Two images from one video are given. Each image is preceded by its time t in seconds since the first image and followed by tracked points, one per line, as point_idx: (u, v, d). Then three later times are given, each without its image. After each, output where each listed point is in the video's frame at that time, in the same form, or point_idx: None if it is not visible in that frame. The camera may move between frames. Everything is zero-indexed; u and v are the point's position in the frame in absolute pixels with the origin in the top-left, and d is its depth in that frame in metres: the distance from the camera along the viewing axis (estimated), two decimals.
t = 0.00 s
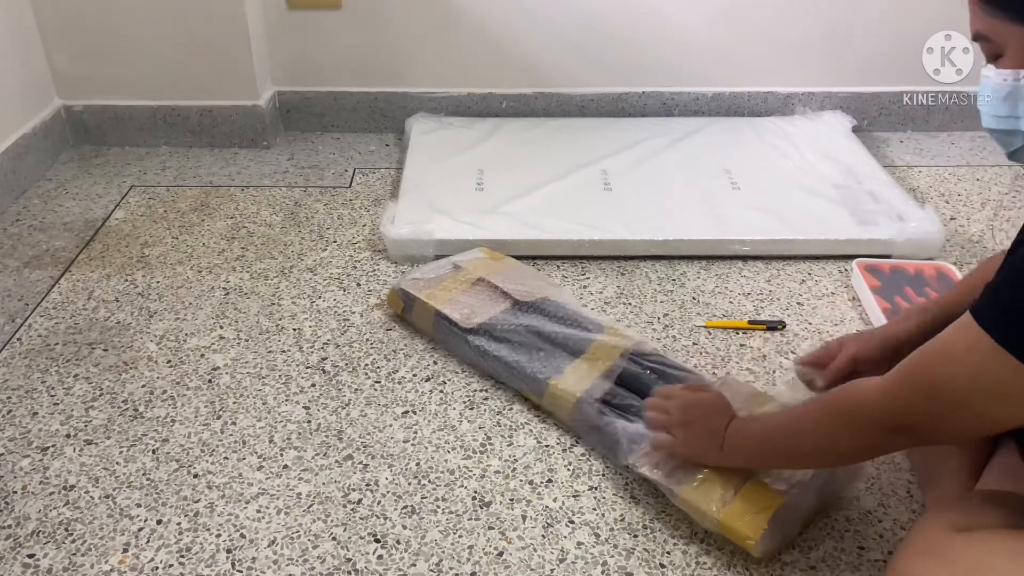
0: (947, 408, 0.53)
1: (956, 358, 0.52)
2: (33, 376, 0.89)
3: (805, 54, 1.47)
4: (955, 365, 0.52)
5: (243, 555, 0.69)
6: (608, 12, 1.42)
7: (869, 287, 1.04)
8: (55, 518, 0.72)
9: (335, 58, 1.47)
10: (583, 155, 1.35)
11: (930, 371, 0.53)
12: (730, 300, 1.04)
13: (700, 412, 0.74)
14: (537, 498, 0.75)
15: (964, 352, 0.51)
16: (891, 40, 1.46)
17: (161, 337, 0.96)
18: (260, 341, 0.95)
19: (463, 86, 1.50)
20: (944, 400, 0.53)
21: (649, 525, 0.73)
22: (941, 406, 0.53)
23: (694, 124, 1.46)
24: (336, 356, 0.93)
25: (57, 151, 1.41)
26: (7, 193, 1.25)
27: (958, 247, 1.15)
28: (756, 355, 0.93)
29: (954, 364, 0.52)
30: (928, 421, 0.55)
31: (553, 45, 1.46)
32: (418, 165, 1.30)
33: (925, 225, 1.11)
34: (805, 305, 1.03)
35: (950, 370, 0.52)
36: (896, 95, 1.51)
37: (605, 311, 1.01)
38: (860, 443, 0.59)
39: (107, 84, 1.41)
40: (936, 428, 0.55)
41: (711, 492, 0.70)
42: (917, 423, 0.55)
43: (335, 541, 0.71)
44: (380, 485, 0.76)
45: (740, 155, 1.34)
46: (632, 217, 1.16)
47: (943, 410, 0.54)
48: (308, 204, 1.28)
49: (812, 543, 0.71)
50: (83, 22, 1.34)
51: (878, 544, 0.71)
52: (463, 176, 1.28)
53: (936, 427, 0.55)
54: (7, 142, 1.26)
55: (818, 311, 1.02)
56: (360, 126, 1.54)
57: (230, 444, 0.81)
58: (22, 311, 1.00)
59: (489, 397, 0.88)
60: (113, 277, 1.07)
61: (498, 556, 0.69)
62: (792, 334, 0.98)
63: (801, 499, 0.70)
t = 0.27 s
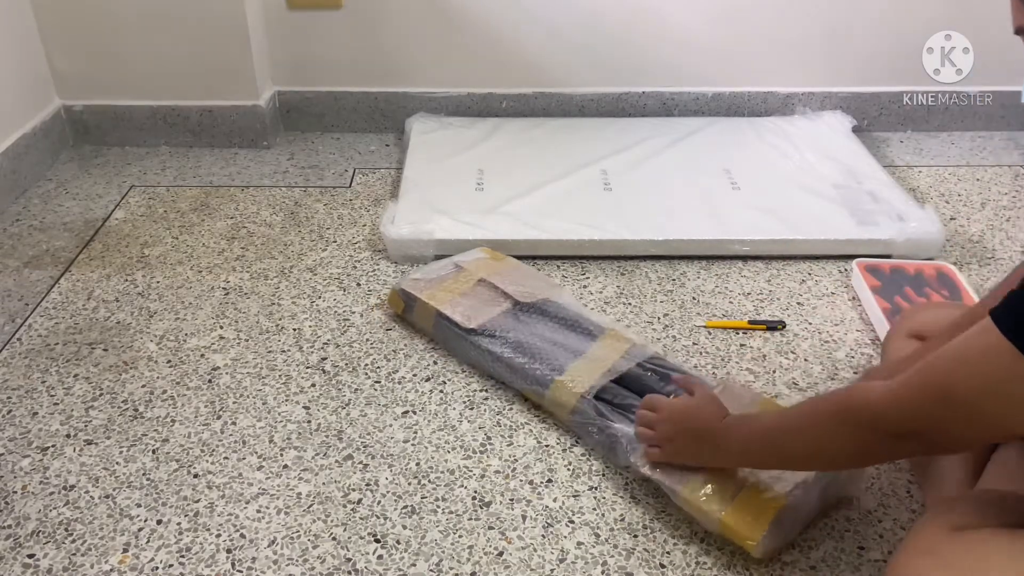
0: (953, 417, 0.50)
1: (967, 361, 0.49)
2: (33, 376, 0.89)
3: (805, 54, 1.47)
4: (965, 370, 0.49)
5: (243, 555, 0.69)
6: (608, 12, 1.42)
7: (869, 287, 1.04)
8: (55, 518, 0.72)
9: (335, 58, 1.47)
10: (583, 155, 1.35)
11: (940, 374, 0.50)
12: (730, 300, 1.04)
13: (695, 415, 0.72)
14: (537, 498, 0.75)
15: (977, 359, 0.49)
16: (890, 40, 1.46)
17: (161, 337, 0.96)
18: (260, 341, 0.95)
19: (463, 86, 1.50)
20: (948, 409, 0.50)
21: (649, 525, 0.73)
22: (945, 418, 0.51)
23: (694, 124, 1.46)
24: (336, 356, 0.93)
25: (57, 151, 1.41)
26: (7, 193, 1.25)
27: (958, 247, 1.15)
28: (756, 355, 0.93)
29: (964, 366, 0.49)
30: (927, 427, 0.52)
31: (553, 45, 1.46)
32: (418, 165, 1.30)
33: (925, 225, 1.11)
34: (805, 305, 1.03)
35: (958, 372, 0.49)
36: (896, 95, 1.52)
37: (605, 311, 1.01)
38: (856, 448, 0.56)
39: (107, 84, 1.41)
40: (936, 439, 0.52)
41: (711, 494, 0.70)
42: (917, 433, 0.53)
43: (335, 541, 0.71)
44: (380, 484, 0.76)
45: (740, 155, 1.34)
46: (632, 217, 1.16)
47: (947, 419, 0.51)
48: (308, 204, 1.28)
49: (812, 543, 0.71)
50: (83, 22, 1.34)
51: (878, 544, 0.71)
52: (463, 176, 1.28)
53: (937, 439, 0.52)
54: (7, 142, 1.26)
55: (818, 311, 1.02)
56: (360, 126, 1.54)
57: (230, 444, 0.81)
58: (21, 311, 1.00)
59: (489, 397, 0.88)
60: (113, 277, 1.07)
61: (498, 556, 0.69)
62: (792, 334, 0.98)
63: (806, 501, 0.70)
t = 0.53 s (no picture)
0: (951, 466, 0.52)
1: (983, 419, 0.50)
2: (33, 376, 0.89)
3: (805, 54, 1.47)
4: (983, 424, 0.50)
5: (243, 555, 0.69)
6: (608, 12, 1.42)
7: (869, 287, 1.04)
8: (55, 518, 0.72)
9: (335, 58, 1.47)
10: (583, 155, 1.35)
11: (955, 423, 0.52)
12: (730, 300, 1.04)
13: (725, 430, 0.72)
14: (538, 498, 0.75)
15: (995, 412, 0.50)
16: (891, 40, 1.46)
17: (161, 337, 0.96)
18: (260, 341, 0.95)
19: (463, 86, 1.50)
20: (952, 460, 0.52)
21: (649, 525, 0.73)
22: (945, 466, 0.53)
23: (694, 124, 1.46)
24: (336, 356, 0.93)
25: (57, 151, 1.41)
26: (7, 193, 1.25)
27: (958, 247, 1.15)
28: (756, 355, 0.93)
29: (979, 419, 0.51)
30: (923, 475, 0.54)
31: (553, 45, 1.46)
32: (418, 165, 1.30)
33: (925, 225, 1.11)
34: (805, 305, 1.03)
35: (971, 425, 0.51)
36: (896, 95, 1.52)
37: (605, 311, 1.01)
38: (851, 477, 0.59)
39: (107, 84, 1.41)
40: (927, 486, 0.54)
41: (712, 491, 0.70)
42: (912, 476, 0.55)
43: (335, 541, 0.71)
44: (380, 485, 0.76)
45: (740, 155, 1.34)
46: (632, 217, 1.16)
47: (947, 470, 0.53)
48: (308, 204, 1.28)
49: (812, 543, 0.71)
50: (82, 22, 1.34)
51: (878, 544, 0.71)
52: (462, 176, 1.28)
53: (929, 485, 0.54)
54: (7, 142, 1.26)
55: (818, 311, 1.02)
56: (360, 126, 1.54)
57: (230, 444, 0.81)
58: (21, 311, 1.00)
59: (489, 397, 0.88)
60: (112, 277, 1.07)
61: (498, 556, 0.69)
62: (792, 334, 0.98)
63: (807, 500, 0.70)
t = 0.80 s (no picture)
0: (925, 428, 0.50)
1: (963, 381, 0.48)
2: (33, 376, 0.89)
3: (805, 54, 1.47)
4: (961, 379, 0.48)
5: (243, 555, 0.69)
6: (608, 13, 1.42)
7: (869, 287, 1.04)
8: (55, 518, 0.72)
9: (335, 58, 1.47)
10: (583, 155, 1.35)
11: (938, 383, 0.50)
12: (730, 300, 1.04)
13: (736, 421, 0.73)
14: (537, 498, 0.75)
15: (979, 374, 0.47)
16: (891, 40, 1.46)
17: (161, 337, 0.96)
18: (260, 341, 0.95)
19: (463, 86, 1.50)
20: (925, 416, 0.50)
21: (649, 526, 0.73)
22: (919, 424, 0.51)
23: (694, 124, 1.46)
24: (336, 356, 0.93)
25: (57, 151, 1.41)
26: (7, 193, 1.25)
27: (958, 247, 1.15)
28: (756, 355, 0.93)
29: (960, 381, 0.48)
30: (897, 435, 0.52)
31: (553, 45, 1.46)
32: (418, 165, 1.30)
33: (925, 225, 1.11)
34: (805, 305, 1.03)
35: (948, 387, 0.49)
36: (896, 95, 1.51)
37: (605, 311, 1.01)
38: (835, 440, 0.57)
39: (107, 84, 1.41)
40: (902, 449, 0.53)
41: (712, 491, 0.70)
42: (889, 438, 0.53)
43: (335, 541, 0.71)
44: (380, 485, 0.76)
45: (740, 155, 1.34)
46: (632, 217, 1.16)
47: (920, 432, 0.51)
48: (308, 204, 1.28)
49: (812, 543, 0.71)
50: (82, 22, 1.34)
51: (877, 544, 0.71)
52: (462, 176, 1.28)
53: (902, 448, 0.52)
54: (7, 142, 1.26)
55: (818, 311, 1.02)
56: (360, 126, 1.54)
57: (230, 444, 0.81)
58: (21, 311, 1.00)
59: (489, 397, 0.88)
60: (113, 277, 1.07)
61: (498, 556, 0.69)
62: (792, 334, 0.98)
63: (807, 500, 0.70)
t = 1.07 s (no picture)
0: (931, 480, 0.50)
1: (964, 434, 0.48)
2: (33, 376, 0.89)
3: (805, 54, 1.47)
4: (953, 429, 0.49)
5: (243, 555, 0.69)
6: (607, 12, 1.42)
7: (869, 287, 1.04)
8: (55, 518, 0.72)
9: (334, 58, 1.47)
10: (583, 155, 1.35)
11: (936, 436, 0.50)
12: (729, 300, 1.04)
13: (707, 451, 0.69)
14: (538, 498, 0.75)
15: (975, 423, 0.48)
16: (891, 40, 1.46)
17: (161, 337, 0.96)
18: (260, 341, 0.95)
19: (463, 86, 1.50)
20: (924, 467, 0.50)
21: (649, 526, 0.73)
22: (927, 479, 0.50)
23: (694, 124, 1.46)
24: (336, 356, 0.93)
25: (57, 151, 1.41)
26: (7, 193, 1.25)
27: (958, 247, 1.15)
28: (756, 355, 0.93)
29: (958, 429, 0.49)
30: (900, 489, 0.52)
31: (553, 45, 1.46)
32: (418, 165, 1.30)
33: (925, 225, 1.11)
34: (805, 305, 1.03)
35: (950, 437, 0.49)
36: (896, 95, 1.51)
37: (605, 311, 1.01)
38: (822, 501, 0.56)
39: (107, 84, 1.41)
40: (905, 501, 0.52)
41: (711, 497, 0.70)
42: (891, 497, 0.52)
43: (335, 541, 0.71)
44: (380, 485, 0.76)
45: (740, 155, 1.34)
46: (632, 217, 1.16)
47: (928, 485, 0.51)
48: (308, 204, 1.28)
49: (812, 543, 0.71)
50: (82, 22, 1.34)
51: (877, 543, 0.71)
52: (462, 176, 1.28)
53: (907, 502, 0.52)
54: (7, 142, 1.26)
55: (818, 311, 1.02)
56: (360, 126, 1.54)
57: (230, 444, 0.81)
58: (21, 311, 1.00)
59: (489, 397, 0.88)
60: (113, 277, 1.07)
61: (498, 556, 0.69)
62: (792, 334, 0.98)
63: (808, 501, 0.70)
